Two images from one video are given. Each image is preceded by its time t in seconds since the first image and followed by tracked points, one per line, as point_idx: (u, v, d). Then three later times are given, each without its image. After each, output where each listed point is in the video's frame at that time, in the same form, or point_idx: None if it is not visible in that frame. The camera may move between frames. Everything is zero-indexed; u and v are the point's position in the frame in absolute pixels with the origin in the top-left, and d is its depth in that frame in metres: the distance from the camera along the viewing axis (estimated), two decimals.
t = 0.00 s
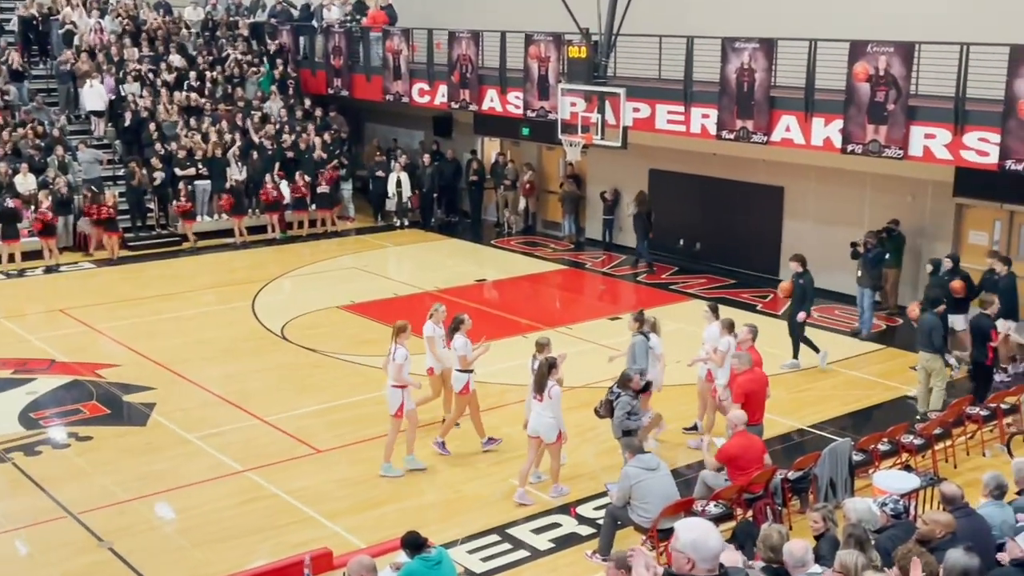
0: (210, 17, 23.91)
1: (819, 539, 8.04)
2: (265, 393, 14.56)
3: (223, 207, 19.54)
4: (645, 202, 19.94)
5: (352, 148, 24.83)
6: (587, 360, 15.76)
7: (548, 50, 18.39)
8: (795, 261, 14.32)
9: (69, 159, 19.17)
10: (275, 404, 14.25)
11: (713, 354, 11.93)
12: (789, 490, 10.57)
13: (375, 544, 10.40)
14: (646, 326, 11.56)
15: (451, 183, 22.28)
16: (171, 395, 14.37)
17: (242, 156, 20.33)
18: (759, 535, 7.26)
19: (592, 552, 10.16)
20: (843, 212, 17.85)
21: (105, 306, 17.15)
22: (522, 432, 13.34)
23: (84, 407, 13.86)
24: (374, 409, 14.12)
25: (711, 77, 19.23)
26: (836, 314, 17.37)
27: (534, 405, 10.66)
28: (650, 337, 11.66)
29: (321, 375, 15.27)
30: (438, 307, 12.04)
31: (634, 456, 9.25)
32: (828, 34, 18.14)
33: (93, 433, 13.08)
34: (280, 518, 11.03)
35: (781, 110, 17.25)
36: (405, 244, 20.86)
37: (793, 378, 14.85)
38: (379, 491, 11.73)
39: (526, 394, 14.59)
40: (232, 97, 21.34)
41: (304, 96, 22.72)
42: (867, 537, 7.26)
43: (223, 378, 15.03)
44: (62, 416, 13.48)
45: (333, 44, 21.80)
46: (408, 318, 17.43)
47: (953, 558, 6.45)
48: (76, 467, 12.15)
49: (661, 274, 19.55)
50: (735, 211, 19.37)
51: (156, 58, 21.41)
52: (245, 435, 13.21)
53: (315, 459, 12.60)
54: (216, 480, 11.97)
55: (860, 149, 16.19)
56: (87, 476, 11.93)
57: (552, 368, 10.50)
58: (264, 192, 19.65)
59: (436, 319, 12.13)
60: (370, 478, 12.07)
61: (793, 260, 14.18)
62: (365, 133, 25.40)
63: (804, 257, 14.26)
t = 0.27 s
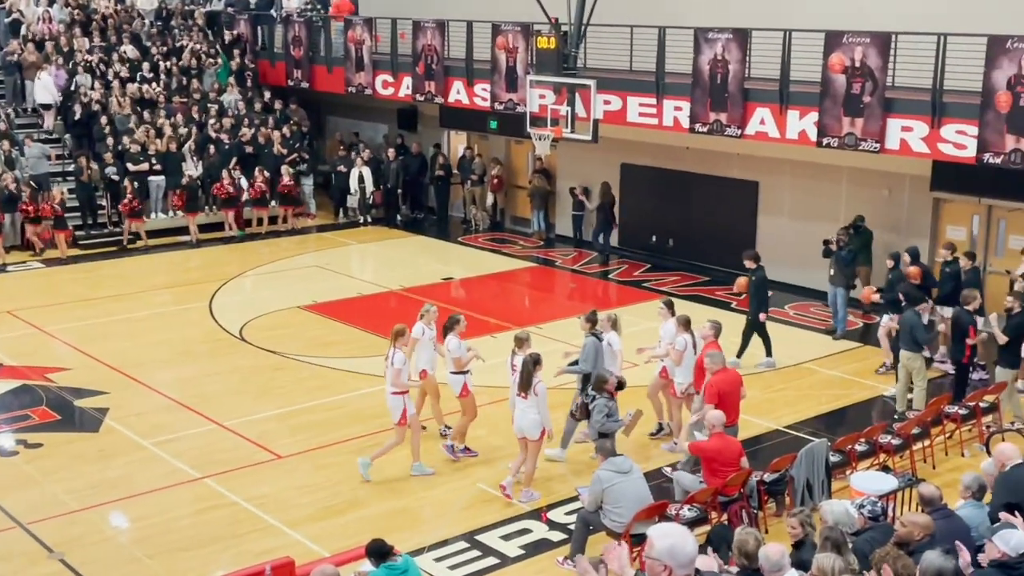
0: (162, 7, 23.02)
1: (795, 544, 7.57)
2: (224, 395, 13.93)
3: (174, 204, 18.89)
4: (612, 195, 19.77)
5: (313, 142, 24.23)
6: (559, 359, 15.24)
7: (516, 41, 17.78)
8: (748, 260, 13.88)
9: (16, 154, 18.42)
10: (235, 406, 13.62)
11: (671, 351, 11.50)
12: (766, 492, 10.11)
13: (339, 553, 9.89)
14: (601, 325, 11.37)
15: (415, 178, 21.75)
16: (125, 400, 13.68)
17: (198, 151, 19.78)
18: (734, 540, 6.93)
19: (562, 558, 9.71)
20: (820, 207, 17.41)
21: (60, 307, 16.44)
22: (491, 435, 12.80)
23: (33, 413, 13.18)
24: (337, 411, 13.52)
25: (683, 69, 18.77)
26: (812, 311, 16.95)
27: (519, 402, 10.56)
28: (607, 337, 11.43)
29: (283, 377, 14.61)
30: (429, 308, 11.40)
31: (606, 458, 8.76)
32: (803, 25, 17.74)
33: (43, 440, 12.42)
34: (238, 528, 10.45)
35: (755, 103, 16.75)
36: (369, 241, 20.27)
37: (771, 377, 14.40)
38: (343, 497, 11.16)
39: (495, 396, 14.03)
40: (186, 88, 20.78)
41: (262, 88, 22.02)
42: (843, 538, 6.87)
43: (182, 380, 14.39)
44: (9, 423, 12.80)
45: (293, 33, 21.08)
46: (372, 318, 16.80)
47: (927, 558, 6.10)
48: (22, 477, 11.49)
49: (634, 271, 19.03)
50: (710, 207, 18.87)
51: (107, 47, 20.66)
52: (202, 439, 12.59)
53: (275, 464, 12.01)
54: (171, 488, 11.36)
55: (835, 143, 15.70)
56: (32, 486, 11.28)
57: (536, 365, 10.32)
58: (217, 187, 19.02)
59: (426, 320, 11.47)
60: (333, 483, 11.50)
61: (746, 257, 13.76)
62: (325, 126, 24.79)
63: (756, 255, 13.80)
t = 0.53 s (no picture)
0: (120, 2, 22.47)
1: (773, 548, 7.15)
2: (186, 396, 13.38)
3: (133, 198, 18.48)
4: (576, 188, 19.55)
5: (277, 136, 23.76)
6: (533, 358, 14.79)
7: (485, 31, 17.35)
8: (701, 254, 13.36)
9: None
10: (197, 407, 13.09)
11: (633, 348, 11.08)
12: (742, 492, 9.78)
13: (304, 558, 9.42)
14: (565, 321, 10.91)
15: (383, 172, 21.23)
16: (83, 403, 13.09)
17: (157, 145, 19.36)
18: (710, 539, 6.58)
19: (536, 561, 9.29)
20: (796, 201, 17.08)
21: (17, 306, 15.82)
22: (462, 436, 12.33)
23: None
24: (304, 412, 13.02)
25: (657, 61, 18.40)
26: (789, 307, 16.61)
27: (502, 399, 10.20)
28: (570, 333, 11.05)
29: (249, 376, 14.09)
30: (421, 309, 10.76)
31: (578, 457, 8.32)
32: (778, 16, 17.40)
33: None
34: (199, 534, 9.94)
35: (730, 95, 16.38)
36: (336, 238, 19.78)
37: (750, 374, 14.02)
38: (309, 501, 10.67)
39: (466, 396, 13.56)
40: (145, 79, 20.37)
41: (225, 80, 21.73)
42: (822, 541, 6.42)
43: (144, 381, 13.83)
44: None
45: (255, 23, 20.65)
46: (338, 317, 16.25)
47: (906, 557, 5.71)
48: None
49: (608, 267, 18.62)
50: (685, 202, 18.48)
51: (63, 37, 20.18)
52: (162, 442, 12.05)
53: (238, 467, 11.48)
54: (128, 493, 10.83)
55: (812, 135, 15.35)
56: None
57: (519, 360, 10.16)
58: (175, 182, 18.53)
59: (418, 322, 10.83)
60: (298, 487, 11.01)
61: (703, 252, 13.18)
62: (290, 120, 24.32)
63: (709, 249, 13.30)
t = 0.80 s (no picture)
0: None
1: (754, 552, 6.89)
2: (153, 399, 12.98)
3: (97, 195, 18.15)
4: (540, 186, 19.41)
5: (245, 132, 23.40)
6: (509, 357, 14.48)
7: (458, 26, 17.02)
8: (656, 250, 13.47)
9: None
10: (165, 409, 12.71)
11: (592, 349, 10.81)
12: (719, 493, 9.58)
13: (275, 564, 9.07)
14: (532, 319, 10.65)
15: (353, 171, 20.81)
16: (47, 406, 12.69)
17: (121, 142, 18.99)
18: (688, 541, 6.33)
19: (512, 566, 8.99)
20: (774, 199, 16.85)
21: None
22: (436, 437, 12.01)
23: None
24: (275, 414, 12.66)
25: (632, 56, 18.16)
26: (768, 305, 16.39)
27: (489, 396, 10.04)
28: (539, 333, 10.77)
29: (219, 378, 13.71)
30: (415, 308, 10.56)
31: (553, 459, 8.03)
32: (754, 11, 17.18)
33: None
34: (166, 541, 9.57)
35: (707, 91, 16.14)
36: (307, 236, 19.44)
37: (730, 373, 13.76)
38: (280, 505, 10.32)
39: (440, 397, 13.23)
40: (109, 74, 19.96)
41: (192, 75, 21.54)
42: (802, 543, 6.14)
43: (111, 383, 13.42)
44: None
45: (223, 17, 20.38)
46: (309, 317, 15.89)
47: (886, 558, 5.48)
48: None
49: (583, 265, 18.35)
50: (662, 200, 18.22)
51: (23, 31, 19.79)
52: (128, 446, 11.66)
53: (206, 471, 11.11)
54: (92, 498, 10.44)
55: (789, 131, 15.11)
56: None
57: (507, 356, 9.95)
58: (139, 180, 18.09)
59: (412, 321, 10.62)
60: (268, 490, 10.67)
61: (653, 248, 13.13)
62: (259, 116, 23.97)
63: (663, 245, 13.33)
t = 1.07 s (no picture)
0: None
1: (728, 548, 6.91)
2: (128, 400, 12.91)
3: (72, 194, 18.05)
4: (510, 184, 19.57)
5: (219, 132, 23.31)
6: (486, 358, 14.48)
7: (434, 26, 17.01)
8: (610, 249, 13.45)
9: None
10: (140, 411, 12.64)
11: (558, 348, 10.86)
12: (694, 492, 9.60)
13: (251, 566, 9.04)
14: (505, 319, 10.66)
15: (329, 169, 20.91)
16: (21, 408, 12.59)
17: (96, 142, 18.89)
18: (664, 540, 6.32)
19: (489, 566, 8.98)
20: (749, 199, 16.93)
21: None
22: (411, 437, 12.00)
23: None
24: (250, 415, 12.62)
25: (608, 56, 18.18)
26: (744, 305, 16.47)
27: (479, 393, 10.03)
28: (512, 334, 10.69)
29: (195, 379, 13.64)
30: (412, 307, 10.63)
31: (529, 459, 8.07)
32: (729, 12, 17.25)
33: None
34: (141, 543, 9.51)
35: (683, 91, 16.18)
36: (283, 236, 19.39)
37: (707, 373, 13.81)
38: (255, 507, 10.29)
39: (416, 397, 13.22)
40: (84, 73, 19.84)
41: (167, 75, 21.43)
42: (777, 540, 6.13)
43: (86, 385, 13.33)
44: None
45: (197, 16, 20.28)
46: (285, 318, 15.85)
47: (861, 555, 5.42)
48: None
49: (560, 265, 18.38)
50: (639, 200, 18.27)
51: None
52: (102, 448, 11.59)
53: (182, 472, 11.06)
54: (66, 500, 10.37)
55: (765, 132, 15.17)
56: None
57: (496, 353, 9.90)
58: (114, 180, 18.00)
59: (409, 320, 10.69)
60: (244, 492, 10.63)
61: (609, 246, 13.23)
62: (233, 116, 23.88)
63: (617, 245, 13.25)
